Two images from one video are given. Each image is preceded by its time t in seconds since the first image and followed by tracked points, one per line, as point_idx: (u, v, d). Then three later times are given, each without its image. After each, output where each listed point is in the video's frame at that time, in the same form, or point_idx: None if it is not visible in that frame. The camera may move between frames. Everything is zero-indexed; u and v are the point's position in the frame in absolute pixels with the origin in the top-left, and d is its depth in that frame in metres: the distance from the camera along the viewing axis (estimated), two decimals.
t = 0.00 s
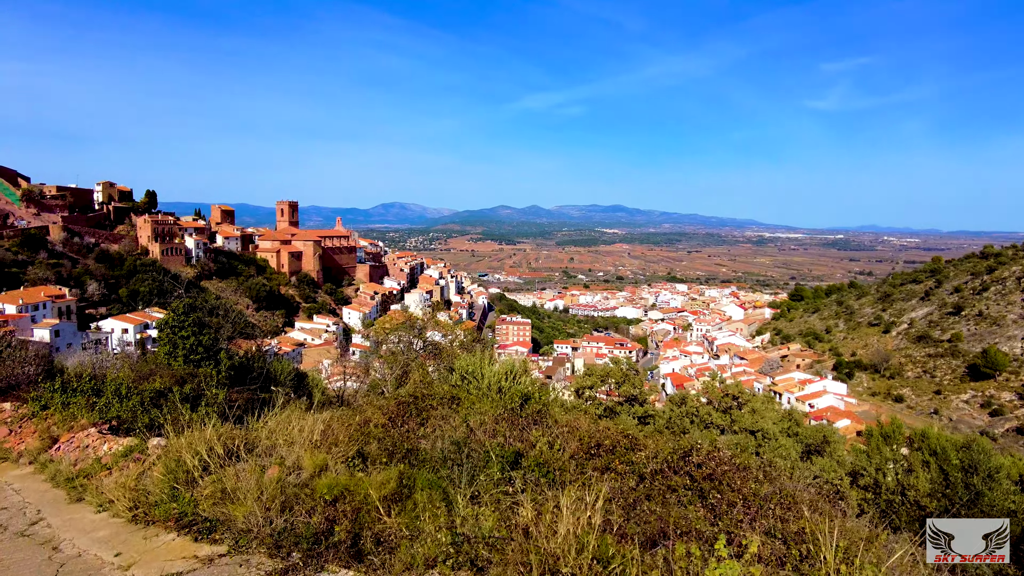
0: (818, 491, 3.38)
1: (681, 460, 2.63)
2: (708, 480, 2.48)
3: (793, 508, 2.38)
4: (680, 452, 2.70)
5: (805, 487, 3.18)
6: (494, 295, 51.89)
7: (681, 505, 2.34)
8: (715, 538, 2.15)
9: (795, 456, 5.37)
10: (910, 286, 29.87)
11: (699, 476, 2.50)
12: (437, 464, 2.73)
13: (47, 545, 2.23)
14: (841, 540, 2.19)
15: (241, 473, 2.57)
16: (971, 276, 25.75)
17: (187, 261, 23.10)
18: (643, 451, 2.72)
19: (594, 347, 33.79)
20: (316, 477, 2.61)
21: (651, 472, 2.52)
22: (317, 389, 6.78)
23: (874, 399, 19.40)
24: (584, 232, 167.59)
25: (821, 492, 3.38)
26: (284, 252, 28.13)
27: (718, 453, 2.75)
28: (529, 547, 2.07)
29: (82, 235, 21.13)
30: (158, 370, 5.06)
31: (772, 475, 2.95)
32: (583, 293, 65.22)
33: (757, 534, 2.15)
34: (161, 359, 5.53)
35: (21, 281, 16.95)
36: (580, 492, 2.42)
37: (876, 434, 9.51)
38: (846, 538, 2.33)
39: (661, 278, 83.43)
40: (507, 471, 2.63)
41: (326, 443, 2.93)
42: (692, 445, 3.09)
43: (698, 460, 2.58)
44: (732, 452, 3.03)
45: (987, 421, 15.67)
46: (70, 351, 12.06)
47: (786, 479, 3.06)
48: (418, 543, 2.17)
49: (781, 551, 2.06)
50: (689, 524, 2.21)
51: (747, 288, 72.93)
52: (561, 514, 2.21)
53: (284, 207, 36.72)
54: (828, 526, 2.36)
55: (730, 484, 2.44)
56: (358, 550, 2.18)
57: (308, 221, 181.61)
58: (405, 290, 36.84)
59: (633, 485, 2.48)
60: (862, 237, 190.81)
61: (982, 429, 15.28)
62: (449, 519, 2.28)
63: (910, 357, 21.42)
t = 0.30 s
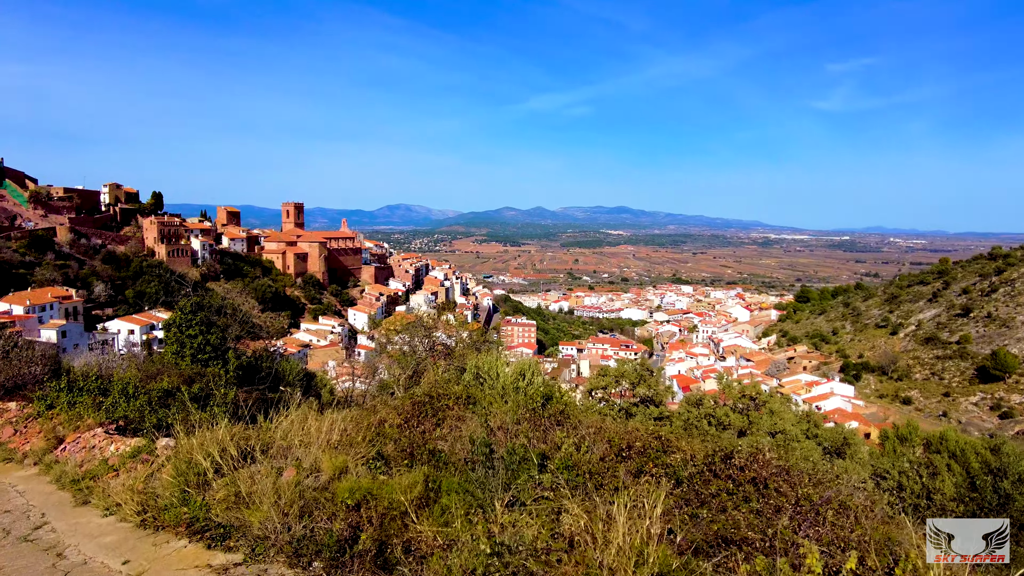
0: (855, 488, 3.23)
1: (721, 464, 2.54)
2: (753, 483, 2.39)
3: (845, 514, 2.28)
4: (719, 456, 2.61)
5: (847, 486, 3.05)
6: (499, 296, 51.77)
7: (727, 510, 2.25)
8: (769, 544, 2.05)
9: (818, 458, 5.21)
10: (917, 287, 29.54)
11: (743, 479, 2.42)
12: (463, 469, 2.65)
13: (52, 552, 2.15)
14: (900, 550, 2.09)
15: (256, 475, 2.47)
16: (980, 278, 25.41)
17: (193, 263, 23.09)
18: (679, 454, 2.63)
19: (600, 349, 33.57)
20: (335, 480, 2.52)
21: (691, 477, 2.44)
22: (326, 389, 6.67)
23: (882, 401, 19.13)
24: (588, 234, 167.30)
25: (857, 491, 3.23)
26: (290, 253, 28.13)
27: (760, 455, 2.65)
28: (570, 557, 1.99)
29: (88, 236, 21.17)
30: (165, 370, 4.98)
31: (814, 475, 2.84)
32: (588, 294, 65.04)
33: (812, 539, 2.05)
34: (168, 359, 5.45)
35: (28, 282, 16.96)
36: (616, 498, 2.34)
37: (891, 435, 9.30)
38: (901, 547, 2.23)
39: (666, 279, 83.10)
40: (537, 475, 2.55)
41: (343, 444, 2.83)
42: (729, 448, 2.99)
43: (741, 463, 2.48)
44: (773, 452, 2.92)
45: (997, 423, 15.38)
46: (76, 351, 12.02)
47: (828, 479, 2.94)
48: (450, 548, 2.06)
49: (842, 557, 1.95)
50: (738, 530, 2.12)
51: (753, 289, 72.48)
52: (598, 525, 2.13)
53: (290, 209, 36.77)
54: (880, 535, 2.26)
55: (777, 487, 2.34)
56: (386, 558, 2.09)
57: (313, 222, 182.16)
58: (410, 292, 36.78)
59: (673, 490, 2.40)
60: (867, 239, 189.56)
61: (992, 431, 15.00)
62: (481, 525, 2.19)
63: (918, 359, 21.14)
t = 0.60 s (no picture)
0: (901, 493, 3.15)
1: (766, 469, 2.44)
2: (801, 488, 2.29)
3: (901, 524, 2.18)
4: (763, 459, 2.51)
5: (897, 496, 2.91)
6: (505, 296, 51.61)
7: (775, 520, 2.16)
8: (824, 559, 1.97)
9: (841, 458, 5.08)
10: (926, 287, 29.15)
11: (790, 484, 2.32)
12: (492, 474, 2.56)
13: (57, 560, 2.07)
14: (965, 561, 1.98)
15: (272, 479, 2.37)
16: (990, 278, 25.01)
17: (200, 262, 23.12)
18: (718, 459, 2.53)
19: (606, 349, 33.34)
20: (356, 486, 2.43)
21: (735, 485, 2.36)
22: (336, 388, 6.57)
23: (891, 402, 18.82)
24: (593, 234, 166.93)
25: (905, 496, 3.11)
26: (296, 253, 28.13)
27: (805, 457, 2.54)
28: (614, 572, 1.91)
29: (96, 235, 21.25)
30: (173, 368, 4.88)
31: (857, 478, 2.71)
32: (594, 294, 64.83)
33: (871, 551, 1.96)
34: (176, 357, 5.36)
35: (37, 281, 16.99)
36: (653, 507, 2.24)
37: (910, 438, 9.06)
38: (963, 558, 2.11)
39: (672, 279, 82.70)
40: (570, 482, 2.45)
41: (361, 446, 2.73)
42: (767, 450, 2.89)
43: (787, 467, 2.38)
44: (814, 452, 2.81)
45: (1008, 425, 15.06)
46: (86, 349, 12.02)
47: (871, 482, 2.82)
48: (488, 564, 1.98)
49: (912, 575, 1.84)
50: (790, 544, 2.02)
51: (760, 289, 71.91)
52: (637, 539, 2.04)
53: (297, 209, 36.84)
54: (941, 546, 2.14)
55: (829, 494, 2.22)
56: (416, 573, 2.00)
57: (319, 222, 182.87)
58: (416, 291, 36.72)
59: (714, 498, 2.30)
60: (874, 239, 188.21)
61: (1003, 433, 14.69)
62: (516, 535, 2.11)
63: (927, 360, 20.82)
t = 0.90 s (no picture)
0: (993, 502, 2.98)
1: (824, 475, 2.35)
2: (864, 496, 2.20)
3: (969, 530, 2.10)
4: (817, 463, 2.43)
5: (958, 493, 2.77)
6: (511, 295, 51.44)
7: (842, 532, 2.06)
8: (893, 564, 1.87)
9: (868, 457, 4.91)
10: (936, 286, 28.73)
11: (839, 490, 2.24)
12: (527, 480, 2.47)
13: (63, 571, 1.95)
14: None
15: (295, 486, 2.29)
16: (1001, 277, 24.58)
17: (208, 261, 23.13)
18: (765, 463, 2.43)
19: (612, 348, 33.10)
20: (384, 493, 2.34)
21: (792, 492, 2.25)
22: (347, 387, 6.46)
23: (901, 401, 18.50)
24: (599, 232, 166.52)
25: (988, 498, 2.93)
26: (303, 252, 28.14)
27: (862, 461, 2.45)
28: None
29: (105, 234, 21.30)
30: (182, 366, 4.79)
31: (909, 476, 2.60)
32: (600, 293, 64.54)
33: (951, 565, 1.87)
34: (186, 354, 5.26)
35: (47, 280, 17.02)
36: (705, 517, 2.14)
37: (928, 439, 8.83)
38: None
39: (679, 279, 82.24)
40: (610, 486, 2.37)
41: (388, 451, 2.66)
42: (811, 453, 2.80)
43: (848, 473, 2.29)
44: (861, 453, 2.72)
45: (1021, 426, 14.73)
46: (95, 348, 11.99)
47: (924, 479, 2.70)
48: None
49: None
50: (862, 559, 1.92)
51: (767, 289, 71.23)
52: (685, 553, 1.93)
53: (304, 207, 36.86)
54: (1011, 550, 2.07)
55: (894, 504, 2.13)
56: None
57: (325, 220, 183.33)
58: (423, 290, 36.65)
59: (767, 505, 2.19)
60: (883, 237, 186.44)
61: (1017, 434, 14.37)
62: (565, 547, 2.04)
63: (938, 360, 20.48)
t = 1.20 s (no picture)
0: None
1: (895, 479, 2.22)
2: (940, 499, 2.07)
3: None
4: (884, 465, 2.27)
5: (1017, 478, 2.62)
6: (517, 294, 51.29)
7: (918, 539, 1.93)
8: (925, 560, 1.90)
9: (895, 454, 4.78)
10: (944, 287, 28.33)
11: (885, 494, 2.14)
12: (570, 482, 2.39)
13: None
14: None
15: (321, 487, 2.18)
16: (1012, 277, 24.16)
17: (215, 259, 23.13)
18: (820, 463, 2.36)
19: (618, 347, 32.89)
20: (418, 496, 2.24)
21: (855, 494, 2.14)
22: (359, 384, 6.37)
23: (910, 402, 18.22)
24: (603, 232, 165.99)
25: None
26: (310, 250, 28.12)
27: (930, 462, 2.32)
28: None
29: (113, 232, 21.33)
30: (193, 363, 4.69)
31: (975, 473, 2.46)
32: (606, 293, 64.26)
33: None
34: (196, 350, 5.17)
35: (55, 277, 17.01)
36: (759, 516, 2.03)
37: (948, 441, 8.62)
38: None
39: (685, 279, 81.76)
40: (658, 485, 2.25)
41: (420, 450, 2.57)
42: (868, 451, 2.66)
43: (918, 476, 2.16)
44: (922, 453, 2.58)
45: None
46: (105, 346, 11.98)
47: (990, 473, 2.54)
48: None
49: None
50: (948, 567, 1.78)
51: (775, 289, 70.71)
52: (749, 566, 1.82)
53: (310, 206, 36.88)
54: None
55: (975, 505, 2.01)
56: None
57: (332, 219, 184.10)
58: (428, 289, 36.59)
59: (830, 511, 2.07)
60: (890, 237, 184.92)
61: None
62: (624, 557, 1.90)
63: (947, 360, 20.16)
